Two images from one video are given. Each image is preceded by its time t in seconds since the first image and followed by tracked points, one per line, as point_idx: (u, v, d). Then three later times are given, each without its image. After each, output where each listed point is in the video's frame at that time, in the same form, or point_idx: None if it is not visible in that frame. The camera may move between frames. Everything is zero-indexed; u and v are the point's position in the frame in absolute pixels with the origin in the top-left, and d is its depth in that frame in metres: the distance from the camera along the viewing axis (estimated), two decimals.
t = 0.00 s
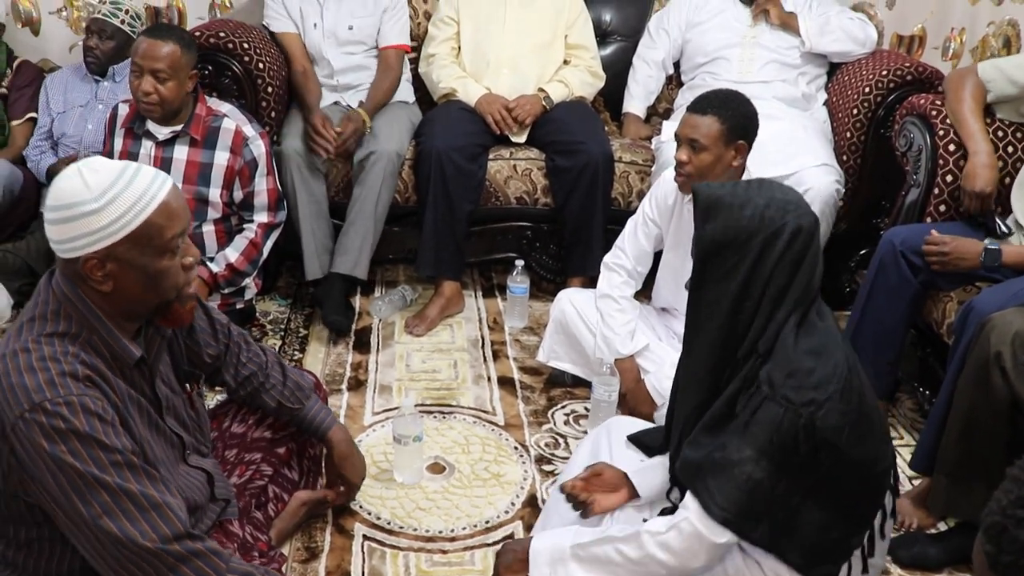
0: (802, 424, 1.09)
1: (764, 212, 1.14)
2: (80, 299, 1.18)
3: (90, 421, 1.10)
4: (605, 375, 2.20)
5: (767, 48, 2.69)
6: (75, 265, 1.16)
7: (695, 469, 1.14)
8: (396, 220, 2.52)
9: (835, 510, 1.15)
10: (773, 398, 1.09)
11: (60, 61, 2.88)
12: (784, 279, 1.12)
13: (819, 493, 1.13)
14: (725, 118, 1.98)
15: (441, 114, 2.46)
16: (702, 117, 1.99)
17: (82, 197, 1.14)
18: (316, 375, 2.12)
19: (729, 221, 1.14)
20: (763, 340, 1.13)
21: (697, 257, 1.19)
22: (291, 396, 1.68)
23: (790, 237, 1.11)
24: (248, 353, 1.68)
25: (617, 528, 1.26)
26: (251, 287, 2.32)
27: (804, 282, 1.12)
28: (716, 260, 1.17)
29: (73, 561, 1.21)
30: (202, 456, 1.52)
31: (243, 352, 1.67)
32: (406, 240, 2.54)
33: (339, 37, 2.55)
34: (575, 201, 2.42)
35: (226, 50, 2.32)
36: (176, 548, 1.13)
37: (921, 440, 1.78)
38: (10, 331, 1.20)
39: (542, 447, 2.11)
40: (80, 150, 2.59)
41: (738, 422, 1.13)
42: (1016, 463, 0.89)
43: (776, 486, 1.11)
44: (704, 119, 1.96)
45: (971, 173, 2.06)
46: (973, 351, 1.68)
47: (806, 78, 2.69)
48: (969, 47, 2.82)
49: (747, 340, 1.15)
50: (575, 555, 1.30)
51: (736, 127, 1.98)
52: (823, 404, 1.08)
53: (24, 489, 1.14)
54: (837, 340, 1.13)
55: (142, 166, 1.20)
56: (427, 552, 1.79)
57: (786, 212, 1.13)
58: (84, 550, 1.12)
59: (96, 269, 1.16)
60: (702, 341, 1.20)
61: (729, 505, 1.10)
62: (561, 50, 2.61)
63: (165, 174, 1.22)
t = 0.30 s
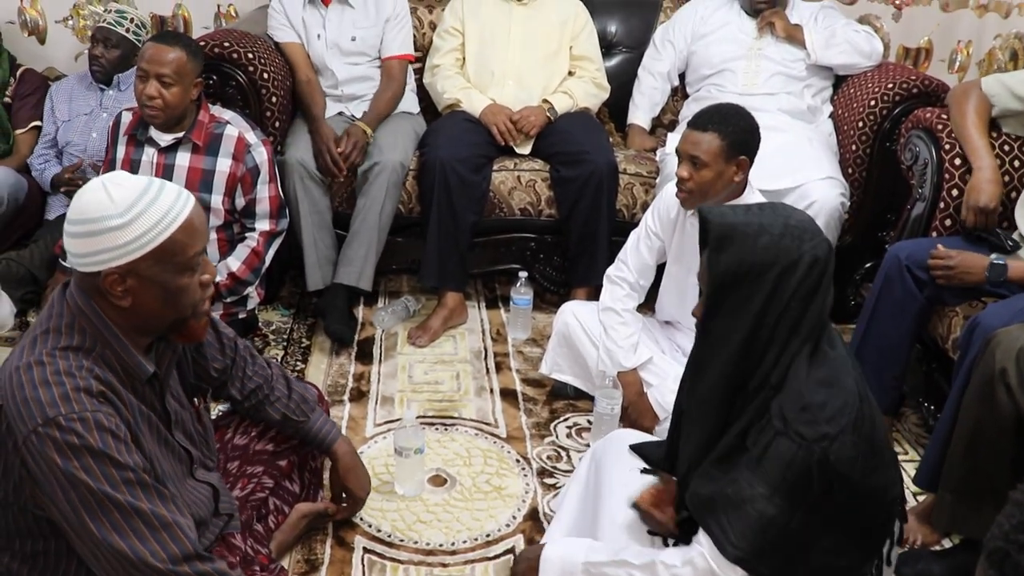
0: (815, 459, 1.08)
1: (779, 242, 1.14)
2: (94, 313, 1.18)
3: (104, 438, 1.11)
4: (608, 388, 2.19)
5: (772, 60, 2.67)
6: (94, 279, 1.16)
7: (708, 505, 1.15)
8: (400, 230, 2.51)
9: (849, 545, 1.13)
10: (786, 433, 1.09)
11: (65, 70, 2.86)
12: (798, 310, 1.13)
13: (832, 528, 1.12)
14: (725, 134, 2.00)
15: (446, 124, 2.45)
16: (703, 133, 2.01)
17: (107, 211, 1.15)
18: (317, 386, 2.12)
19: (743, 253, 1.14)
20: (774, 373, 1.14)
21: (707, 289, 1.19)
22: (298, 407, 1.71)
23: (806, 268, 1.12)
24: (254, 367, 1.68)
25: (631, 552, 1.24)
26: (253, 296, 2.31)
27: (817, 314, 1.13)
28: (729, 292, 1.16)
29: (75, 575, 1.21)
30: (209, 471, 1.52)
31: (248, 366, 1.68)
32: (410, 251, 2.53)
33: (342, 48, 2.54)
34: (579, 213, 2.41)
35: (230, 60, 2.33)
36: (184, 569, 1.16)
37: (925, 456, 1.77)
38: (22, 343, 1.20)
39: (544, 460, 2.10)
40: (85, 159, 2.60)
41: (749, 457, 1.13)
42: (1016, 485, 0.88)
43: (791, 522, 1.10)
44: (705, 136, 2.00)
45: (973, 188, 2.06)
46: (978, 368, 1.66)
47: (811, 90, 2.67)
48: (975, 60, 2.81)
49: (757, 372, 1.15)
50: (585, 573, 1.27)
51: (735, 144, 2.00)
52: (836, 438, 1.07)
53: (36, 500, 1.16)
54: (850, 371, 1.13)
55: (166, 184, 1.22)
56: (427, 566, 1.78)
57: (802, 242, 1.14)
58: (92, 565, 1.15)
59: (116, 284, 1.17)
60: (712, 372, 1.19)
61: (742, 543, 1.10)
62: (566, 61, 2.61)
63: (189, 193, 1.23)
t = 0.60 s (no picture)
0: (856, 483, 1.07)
1: (815, 255, 1.14)
2: (110, 322, 1.20)
3: (117, 446, 1.12)
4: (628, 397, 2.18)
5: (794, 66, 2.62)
6: (107, 290, 1.18)
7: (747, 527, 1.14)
8: (421, 236, 2.50)
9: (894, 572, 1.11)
10: (826, 456, 1.08)
11: (88, 76, 2.87)
12: (835, 325, 1.12)
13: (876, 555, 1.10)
14: (745, 144, 1.99)
15: (467, 130, 2.44)
16: (720, 144, 2.02)
17: (120, 222, 1.17)
18: (337, 393, 2.11)
19: (779, 266, 1.14)
20: (813, 391, 1.13)
21: (744, 304, 1.19)
22: (317, 416, 1.71)
23: (843, 281, 1.11)
24: (273, 375, 1.70)
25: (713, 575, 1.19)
26: (274, 302, 2.31)
27: (855, 330, 1.12)
28: (765, 308, 1.17)
29: None
30: (226, 478, 1.52)
31: (269, 373, 1.70)
32: (431, 256, 2.51)
33: (364, 54, 2.53)
34: (600, 220, 2.40)
35: (251, 66, 2.33)
36: None
37: (952, 471, 1.74)
38: (39, 352, 1.21)
39: (564, 469, 2.08)
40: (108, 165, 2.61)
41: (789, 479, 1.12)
42: None
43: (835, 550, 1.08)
44: (722, 146, 2.00)
45: (989, 189, 2.00)
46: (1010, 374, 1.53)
47: (834, 97, 2.64)
48: (1004, 64, 2.89)
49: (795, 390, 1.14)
50: None
51: (756, 153, 2.00)
52: (877, 463, 1.06)
53: (51, 509, 1.19)
54: (890, 391, 1.11)
55: (180, 194, 1.23)
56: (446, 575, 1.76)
57: (839, 255, 1.13)
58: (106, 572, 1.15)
59: (130, 294, 1.18)
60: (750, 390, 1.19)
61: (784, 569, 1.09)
62: (588, 68, 2.59)
63: (203, 202, 1.24)
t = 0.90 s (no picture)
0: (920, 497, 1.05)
1: (860, 260, 1.13)
2: (149, 328, 1.21)
3: (154, 450, 1.16)
4: (670, 406, 2.17)
5: (837, 69, 2.57)
6: (148, 294, 1.19)
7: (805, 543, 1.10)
8: (460, 242, 2.50)
9: None
10: (886, 469, 1.06)
11: (130, 84, 2.91)
12: (886, 331, 1.10)
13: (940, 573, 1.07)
14: (783, 150, 1.94)
15: (506, 137, 2.43)
16: (757, 150, 1.97)
17: (157, 225, 1.17)
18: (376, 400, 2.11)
19: (824, 273, 1.14)
20: (867, 400, 1.10)
21: (792, 312, 1.17)
22: (356, 424, 1.73)
23: (890, 285, 1.10)
24: (311, 383, 1.71)
25: None
26: (313, 308, 2.31)
27: (908, 337, 1.10)
28: (813, 316, 1.15)
29: None
30: (264, 484, 1.53)
31: (307, 380, 1.70)
32: (470, 262, 2.51)
33: (403, 62, 2.53)
34: (639, 227, 2.38)
35: (291, 74, 2.34)
36: None
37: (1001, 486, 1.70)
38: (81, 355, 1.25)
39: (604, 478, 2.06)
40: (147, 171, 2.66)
41: (848, 492, 1.09)
42: None
43: (901, 568, 1.04)
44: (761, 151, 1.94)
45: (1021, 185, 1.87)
46: None
47: (879, 100, 2.58)
48: None
49: (848, 399, 1.12)
50: None
51: (794, 159, 1.94)
52: (940, 477, 1.04)
53: (90, 512, 1.21)
54: (947, 402, 1.10)
55: (213, 196, 1.24)
56: None
57: (885, 259, 1.11)
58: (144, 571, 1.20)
59: (171, 296, 1.19)
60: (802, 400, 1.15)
61: None
62: (626, 74, 2.57)
63: (236, 203, 1.25)
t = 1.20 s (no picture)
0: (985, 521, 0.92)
1: (901, 278, 1.01)
2: (211, 332, 1.21)
3: (216, 454, 1.16)
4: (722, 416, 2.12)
5: (893, 73, 2.51)
6: (223, 298, 1.19)
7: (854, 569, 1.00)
8: (509, 249, 2.49)
9: None
10: (944, 489, 0.94)
11: (183, 90, 2.94)
12: (939, 348, 0.98)
13: None
14: (832, 154, 1.91)
15: (557, 143, 2.42)
16: (808, 154, 1.94)
17: (228, 229, 1.18)
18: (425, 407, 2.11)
19: (864, 289, 1.02)
20: (923, 418, 0.98)
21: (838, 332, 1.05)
22: (407, 434, 1.72)
23: (935, 301, 0.98)
24: (365, 391, 1.71)
25: None
26: (363, 315, 2.32)
27: (960, 352, 0.97)
28: (860, 334, 1.03)
29: None
30: (317, 491, 1.53)
31: (360, 390, 1.70)
32: (519, 269, 2.50)
33: (453, 68, 2.52)
34: (690, 234, 2.36)
35: (342, 80, 2.37)
36: None
37: None
38: (142, 358, 1.25)
39: (654, 488, 2.04)
40: (201, 176, 2.70)
41: (902, 514, 0.98)
42: None
43: None
44: (812, 155, 1.91)
45: None
46: None
47: (936, 105, 2.51)
48: None
49: (902, 418, 1.00)
50: None
51: (844, 162, 1.90)
52: (1006, 497, 0.90)
53: (150, 512, 1.23)
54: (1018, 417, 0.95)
55: (276, 201, 1.25)
56: None
57: (927, 273, 0.99)
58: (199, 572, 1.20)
59: (243, 300, 1.20)
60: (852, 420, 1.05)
61: None
62: (678, 80, 2.55)
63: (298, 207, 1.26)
